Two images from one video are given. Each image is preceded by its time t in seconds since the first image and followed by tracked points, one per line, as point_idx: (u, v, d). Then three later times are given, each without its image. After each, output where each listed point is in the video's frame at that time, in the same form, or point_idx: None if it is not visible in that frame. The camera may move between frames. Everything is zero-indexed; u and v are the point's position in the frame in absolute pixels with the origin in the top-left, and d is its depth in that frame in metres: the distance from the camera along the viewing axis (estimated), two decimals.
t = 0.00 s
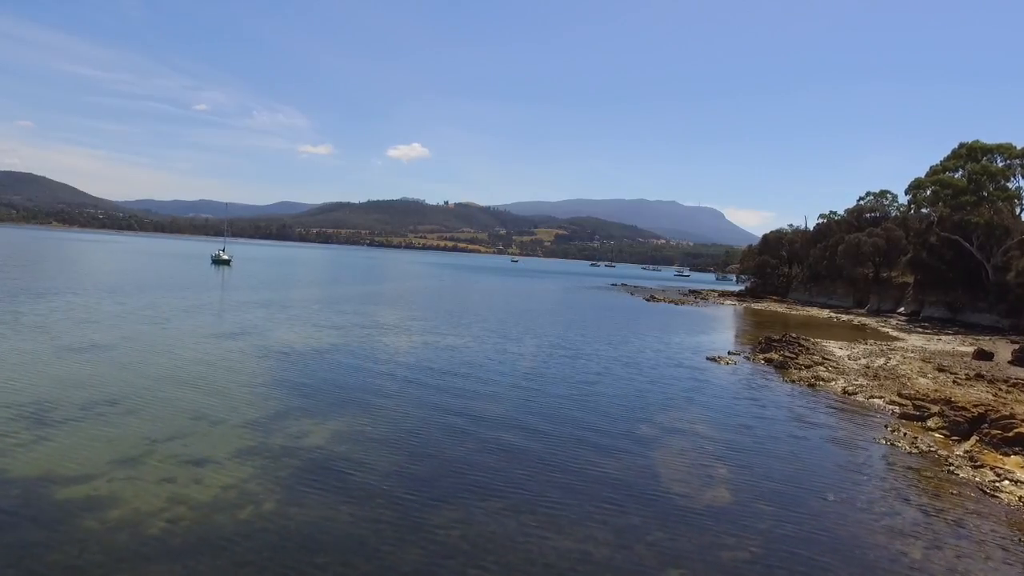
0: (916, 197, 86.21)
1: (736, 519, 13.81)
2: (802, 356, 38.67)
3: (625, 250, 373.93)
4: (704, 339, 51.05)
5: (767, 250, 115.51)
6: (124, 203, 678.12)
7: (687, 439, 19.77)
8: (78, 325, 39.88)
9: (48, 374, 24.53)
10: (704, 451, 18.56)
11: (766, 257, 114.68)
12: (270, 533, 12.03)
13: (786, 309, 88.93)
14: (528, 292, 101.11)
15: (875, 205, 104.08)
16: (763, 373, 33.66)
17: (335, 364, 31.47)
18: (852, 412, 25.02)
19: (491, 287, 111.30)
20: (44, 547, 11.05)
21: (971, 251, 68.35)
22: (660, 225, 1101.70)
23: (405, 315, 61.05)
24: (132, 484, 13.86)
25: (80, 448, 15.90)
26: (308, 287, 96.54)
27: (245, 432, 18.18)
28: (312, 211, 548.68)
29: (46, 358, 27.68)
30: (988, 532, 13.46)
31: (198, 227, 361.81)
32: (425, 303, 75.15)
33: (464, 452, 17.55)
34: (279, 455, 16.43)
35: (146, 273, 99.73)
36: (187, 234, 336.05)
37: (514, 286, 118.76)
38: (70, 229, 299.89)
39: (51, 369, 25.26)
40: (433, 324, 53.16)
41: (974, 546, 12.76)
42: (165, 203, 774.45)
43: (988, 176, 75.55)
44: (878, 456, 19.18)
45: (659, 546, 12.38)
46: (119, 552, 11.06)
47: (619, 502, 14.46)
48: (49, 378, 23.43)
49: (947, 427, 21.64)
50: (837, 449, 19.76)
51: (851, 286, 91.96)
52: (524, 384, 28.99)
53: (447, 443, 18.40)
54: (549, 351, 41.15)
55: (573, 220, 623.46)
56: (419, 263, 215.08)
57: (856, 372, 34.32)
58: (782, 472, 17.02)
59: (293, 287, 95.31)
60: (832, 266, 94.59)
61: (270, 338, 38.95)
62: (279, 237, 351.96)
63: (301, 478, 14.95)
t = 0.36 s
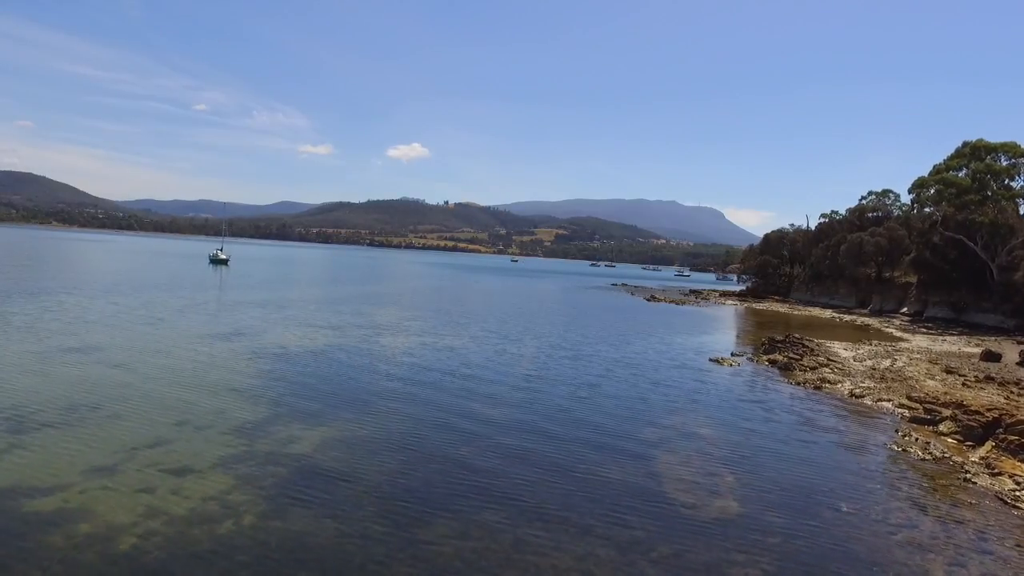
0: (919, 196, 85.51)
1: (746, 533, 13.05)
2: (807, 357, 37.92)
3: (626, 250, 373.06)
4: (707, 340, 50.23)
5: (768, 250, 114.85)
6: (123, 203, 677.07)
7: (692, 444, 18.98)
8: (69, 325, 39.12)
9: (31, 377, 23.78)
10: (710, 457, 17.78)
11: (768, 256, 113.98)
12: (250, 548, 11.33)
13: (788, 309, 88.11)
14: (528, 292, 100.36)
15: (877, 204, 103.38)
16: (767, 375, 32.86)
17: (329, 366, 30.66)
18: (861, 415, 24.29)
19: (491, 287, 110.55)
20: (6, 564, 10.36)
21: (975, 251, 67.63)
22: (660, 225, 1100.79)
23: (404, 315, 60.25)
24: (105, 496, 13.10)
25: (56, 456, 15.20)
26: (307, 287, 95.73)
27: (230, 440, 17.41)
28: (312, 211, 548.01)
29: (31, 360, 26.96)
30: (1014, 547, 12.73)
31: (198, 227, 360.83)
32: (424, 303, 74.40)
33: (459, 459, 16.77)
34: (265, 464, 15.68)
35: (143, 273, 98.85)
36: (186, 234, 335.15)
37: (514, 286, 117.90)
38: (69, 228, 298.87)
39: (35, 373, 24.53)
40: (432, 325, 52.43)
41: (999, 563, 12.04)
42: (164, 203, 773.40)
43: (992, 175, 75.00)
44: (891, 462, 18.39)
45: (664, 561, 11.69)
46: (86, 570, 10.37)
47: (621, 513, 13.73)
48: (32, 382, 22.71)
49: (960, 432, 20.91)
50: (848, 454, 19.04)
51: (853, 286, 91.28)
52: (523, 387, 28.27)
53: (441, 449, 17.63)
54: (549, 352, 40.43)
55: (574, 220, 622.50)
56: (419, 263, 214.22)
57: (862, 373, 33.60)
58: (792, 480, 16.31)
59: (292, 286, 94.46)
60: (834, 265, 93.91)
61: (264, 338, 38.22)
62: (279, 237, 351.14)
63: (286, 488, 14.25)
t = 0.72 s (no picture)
0: (923, 195, 84.79)
1: (754, 548, 12.32)
2: (811, 359, 37.21)
3: (626, 250, 372.41)
4: (708, 341, 49.57)
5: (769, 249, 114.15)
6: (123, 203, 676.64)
7: (697, 451, 18.27)
8: (60, 326, 38.44)
9: (14, 380, 23.11)
10: (715, 465, 17.06)
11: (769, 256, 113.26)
12: (225, 566, 10.62)
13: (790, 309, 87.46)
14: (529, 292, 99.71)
15: (880, 203, 102.69)
16: (771, 376, 32.18)
17: (323, 369, 29.94)
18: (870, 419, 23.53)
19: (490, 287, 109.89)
20: None
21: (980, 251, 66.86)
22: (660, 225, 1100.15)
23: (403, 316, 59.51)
24: (77, 510, 12.41)
25: (29, 464, 14.50)
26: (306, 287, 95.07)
27: (214, 446, 16.71)
28: (311, 211, 547.04)
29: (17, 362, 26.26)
30: None
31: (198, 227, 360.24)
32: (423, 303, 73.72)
33: (453, 467, 16.11)
34: (249, 472, 14.98)
35: (141, 273, 98.17)
36: (186, 234, 334.52)
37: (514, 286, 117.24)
38: (70, 228, 298.27)
39: (19, 376, 23.83)
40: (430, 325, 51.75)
41: None
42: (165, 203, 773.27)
43: (997, 174, 74.40)
44: (904, 469, 17.68)
45: None
46: None
47: (623, 526, 13.01)
48: (14, 385, 22.00)
49: (974, 437, 20.17)
50: (859, 461, 18.31)
51: (855, 285, 90.60)
52: (521, 390, 27.57)
53: (435, 456, 16.93)
54: (548, 353, 39.74)
55: (574, 220, 621.92)
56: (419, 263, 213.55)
57: (869, 375, 32.85)
58: (801, 489, 15.58)
59: (291, 287, 93.79)
60: (835, 265, 93.25)
61: (258, 340, 37.52)
62: (279, 237, 350.54)
63: (269, 499, 13.54)
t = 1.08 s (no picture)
0: (925, 195, 84.02)
1: (764, 566, 11.57)
2: (815, 361, 36.43)
3: (626, 250, 371.91)
4: (710, 342, 48.82)
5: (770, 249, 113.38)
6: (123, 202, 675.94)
7: (701, 459, 17.49)
8: (48, 327, 37.64)
9: None
10: (720, 475, 16.29)
11: (770, 255, 112.47)
12: None
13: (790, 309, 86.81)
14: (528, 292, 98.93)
15: (881, 203, 101.96)
16: (775, 379, 31.40)
17: (315, 371, 29.17)
18: (879, 424, 22.75)
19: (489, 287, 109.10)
20: None
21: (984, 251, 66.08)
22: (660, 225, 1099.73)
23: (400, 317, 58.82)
24: (42, 525, 11.66)
25: None
26: (304, 287, 94.34)
27: (195, 453, 15.96)
28: (311, 211, 546.32)
29: None
30: None
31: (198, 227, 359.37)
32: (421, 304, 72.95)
33: (446, 477, 15.33)
34: (229, 482, 14.23)
35: (137, 273, 97.34)
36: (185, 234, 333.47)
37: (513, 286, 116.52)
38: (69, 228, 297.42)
39: None
40: (427, 326, 51.04)
41: None
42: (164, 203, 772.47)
43: (1000, 173, 73.74)
44: (917, 478, 16.92)
45: None
46: None
47: (625, 542, 12.27)
48: None
49: (989, 444, 19.41)
50: (870, 469, 17.54)
51: (857, 286, 89.88)
52: (519, 393, 26.79)
53: (427, 464, 16.15)
54: (547, 355, 38.99)
55: (574, 221, 621.48)
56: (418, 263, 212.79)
57: (874, 378, 32.12)
58: (811, 500, 14.82)
59: (288, 287, 93.09)
60: (837, 265, 92.52)
61: (251, 341, 36.76)
62: (279, 237, 349.88)
63: (249, 512, 12.80)
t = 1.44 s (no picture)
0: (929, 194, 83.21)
1: None
2: (818, 362, 35.65)
3: (625, 250, 371.22)
4: (711, 342, 48.03)
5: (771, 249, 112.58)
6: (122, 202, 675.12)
7: (704, 467, 16.70)
8: (36, 328, 36.88)
9: None
10: (725, 484, 15.49)
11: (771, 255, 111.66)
12: None
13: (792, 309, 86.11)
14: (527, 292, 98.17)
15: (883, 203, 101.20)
16: (779, 382, 30.60)
17: (307, 373, 28.35)
18: (888, 428, 22.01)
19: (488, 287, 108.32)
20: None
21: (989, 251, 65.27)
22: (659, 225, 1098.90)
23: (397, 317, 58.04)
24: (3, 544, 10.92)
25: None
26: (302, 287, 93.53)
27: (173, 462, 15.18)
28: (311, 211, 545.20)
29: None
30: None
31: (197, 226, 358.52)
32: (418, 304, 72.18)
33: (436, 487, 14.57)
34: (207, 493, 13.51)
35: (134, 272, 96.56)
36: (185, 234, 332.71)
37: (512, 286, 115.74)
38: (68, 228, 296.64)
39: None
40: (424, 326, 50.28)
41: None
42: (164, 203, 771.76)
43: (1004, 171, 73.00)
44: (931, 487, 16.13)
45: None
46: None
47: (624, 558, 11.55)
48: None
49: (1003, 450, 18.65)
50: (880, 476, 16.80)
51: (859, 286, 89.14)
52: (516, 396, 26.04)
53: (416, 473, 15.37)
54: (545, 356, 38.24)
55: (574, 221, 620.78)
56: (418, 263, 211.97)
57: (880, 380, 31.37)
58: (820, 511, 14.08)
59: (288, 286, 92.33)
60: (838, 265, 91.79)
61: (243, 342, 36.01)
62: (279, 237, 349.12)
63: (226, 525, 12.09)
